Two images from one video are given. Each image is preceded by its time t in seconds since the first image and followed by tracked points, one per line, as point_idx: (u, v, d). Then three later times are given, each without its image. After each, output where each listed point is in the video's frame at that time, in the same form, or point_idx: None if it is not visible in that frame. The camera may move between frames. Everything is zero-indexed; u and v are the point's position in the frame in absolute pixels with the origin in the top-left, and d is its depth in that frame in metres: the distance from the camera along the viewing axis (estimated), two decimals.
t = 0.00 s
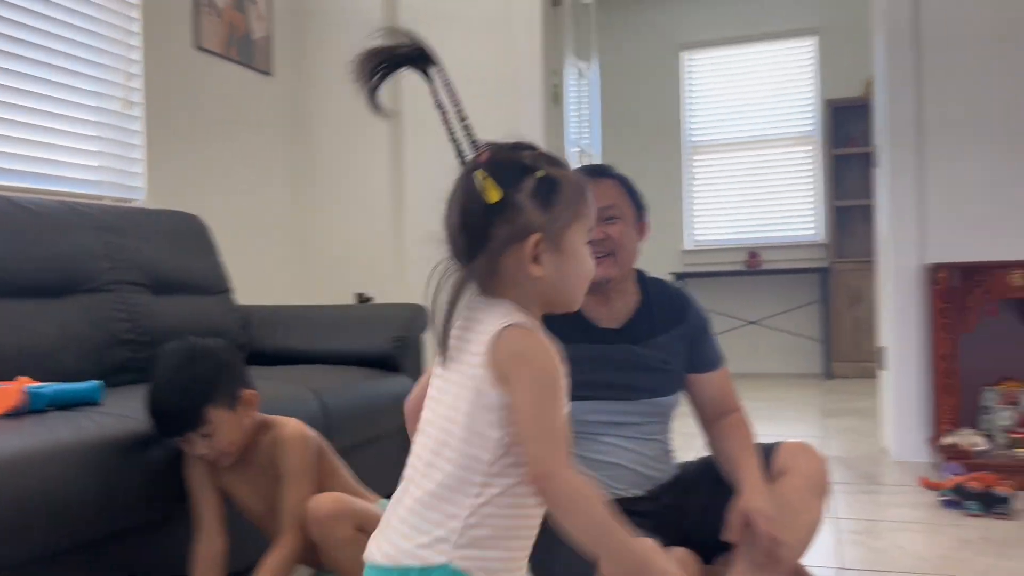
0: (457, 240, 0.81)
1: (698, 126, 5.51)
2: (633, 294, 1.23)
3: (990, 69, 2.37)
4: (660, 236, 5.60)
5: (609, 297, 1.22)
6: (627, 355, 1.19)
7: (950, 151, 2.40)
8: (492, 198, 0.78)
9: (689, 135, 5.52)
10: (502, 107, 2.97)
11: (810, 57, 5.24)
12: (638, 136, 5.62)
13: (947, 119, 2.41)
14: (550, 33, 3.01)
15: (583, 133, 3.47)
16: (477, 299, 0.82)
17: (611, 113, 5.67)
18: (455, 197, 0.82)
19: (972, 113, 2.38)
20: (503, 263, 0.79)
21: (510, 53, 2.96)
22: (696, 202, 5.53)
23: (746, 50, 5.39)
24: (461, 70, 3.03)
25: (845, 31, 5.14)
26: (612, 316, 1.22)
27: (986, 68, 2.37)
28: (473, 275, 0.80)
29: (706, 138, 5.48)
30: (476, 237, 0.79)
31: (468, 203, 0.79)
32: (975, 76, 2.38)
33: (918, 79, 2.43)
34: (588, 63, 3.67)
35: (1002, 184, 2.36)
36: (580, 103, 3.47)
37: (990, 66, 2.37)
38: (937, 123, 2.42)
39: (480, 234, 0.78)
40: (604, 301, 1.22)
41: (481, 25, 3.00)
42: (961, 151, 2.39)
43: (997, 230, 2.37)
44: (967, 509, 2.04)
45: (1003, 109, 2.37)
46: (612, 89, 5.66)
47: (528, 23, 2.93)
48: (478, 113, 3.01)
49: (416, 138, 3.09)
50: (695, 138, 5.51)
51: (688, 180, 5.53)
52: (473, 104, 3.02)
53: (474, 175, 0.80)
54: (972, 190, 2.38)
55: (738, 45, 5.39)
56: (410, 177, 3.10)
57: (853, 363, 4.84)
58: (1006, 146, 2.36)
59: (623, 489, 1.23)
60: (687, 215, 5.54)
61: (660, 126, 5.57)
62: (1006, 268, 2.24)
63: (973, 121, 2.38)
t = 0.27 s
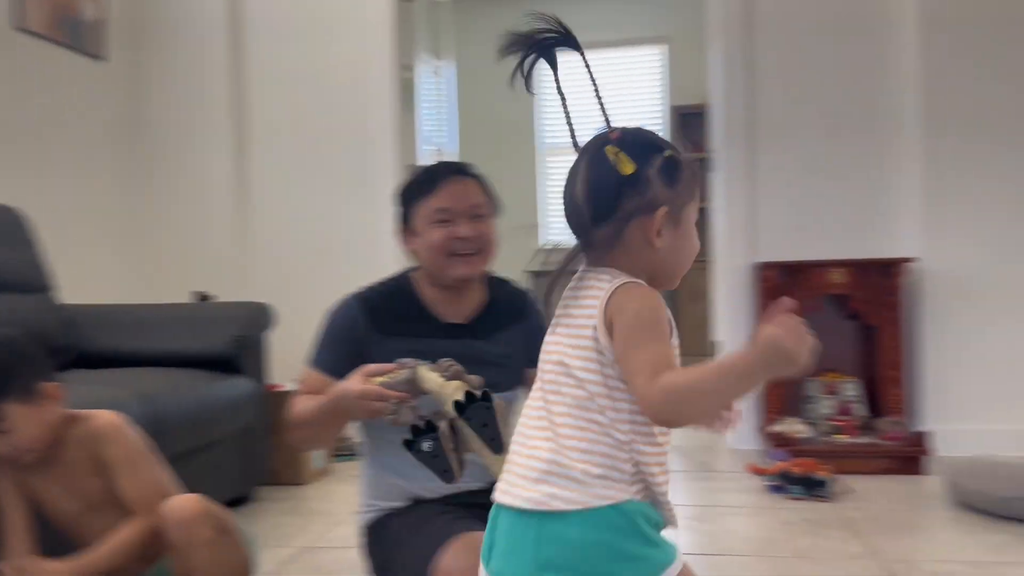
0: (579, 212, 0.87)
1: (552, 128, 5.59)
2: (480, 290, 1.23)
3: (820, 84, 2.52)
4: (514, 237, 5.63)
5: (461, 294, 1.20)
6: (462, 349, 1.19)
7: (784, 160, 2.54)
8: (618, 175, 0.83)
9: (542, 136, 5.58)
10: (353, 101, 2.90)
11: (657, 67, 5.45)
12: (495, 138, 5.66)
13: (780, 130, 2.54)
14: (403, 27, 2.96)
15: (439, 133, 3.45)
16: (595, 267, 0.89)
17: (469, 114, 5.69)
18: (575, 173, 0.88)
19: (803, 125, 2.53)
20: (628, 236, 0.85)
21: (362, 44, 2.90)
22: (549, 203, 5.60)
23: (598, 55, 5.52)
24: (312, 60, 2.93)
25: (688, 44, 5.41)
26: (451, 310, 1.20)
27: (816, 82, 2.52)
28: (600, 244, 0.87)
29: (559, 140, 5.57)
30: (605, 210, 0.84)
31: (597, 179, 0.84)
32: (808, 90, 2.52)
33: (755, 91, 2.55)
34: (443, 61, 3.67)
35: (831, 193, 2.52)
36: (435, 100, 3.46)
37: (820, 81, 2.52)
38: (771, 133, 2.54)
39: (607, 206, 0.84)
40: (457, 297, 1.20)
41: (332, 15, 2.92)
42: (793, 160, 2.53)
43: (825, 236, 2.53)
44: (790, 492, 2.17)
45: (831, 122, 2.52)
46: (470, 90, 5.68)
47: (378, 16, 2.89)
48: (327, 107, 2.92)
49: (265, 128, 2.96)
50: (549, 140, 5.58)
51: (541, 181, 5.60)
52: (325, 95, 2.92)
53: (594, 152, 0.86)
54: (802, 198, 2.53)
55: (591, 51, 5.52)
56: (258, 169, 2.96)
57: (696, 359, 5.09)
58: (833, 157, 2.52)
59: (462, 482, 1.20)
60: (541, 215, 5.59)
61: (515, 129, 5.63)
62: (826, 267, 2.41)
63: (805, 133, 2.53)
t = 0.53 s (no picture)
0: (671, 200, 1.18)
1: (405, 124, 5.51)
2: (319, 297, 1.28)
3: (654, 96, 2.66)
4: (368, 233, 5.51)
5: (301, 299, 1.24)
6: (294, 355, 1.23)
7: (620, 167, 2.63)
8: (704, 173, 1.15)
9: (394, 132, 5.51)
10: (186, 97, 2.83)
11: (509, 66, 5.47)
12: (346, 133, 5.49)
13: (615, 137, 2.63)
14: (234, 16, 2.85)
15: (277, 124, 3.38)
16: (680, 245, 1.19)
17: (320, 107, 5.49)
18: (665, 174, 1.19)
19: (637, 133, 2.63)
20: (712, 220, 1.16)
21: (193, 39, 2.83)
22: (402, 199, 5.52)
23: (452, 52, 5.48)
24: (136, 51, 2.81)
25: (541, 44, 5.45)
26: (285, 314, 1.24)
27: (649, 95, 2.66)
28: (687, 229, 1.18)
29: (412, 136, 5.51)
30: (696, 200, 1.16)
31: (689, 177, 1.16)
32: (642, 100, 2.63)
33: (588, 97, 2.62)
34: (281, 53, 3.59)
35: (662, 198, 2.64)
36: (271, 93, 3.34)
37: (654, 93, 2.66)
38: (608, 140, 2.63)
39: (697, 195, 1.16)
40: (297, 302, 1.24)
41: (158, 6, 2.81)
42: (628, 167, 2.64)
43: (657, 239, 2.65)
44: (622, 486, 2.26)
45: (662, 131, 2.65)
46: (320, 82, 5.49)
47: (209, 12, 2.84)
48: (156, 100, 2.82)
49: (86, 120, 2.80)
50: (401, 135, 5.51)
51: (393, 177, 5.52)
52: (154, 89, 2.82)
53: (677, 157, 1.18)
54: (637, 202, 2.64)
55: (445, 48, 5.47)
56: (81, 162, 2.81)
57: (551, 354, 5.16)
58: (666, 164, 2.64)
59: (295, 490, 1.26)
60: (393, 212, 5.51)
61: (367, 122, 5.48)
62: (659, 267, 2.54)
63: (639, 141, 2.63)
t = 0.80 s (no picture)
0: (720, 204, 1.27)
1: (254, 117, 5.30)
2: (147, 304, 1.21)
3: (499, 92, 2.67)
4: (215, 229, 5.26)
5: (132, 306, 1.18)
6: (120, 362, 1.16)
7: (465, 166, 2.66)
8: (752, 181, 1.26)
9: (243, 124, 5.28)
10: None
11: (362, 61, 5.39)
12: (189, 124, 5.18)
13: (460, 136, 2.65)
14: None
15: (101, 112, 3.19)
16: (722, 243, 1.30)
17: (161, 95, 5.15)
18: (709, 179, 1.27)
19: (482, 132, 2.66)
20: (756, 222, 1.28)
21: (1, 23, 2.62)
22: (251, 195, 5.32)
23: (302, 44, 5.32)
24: None
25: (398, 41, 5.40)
26: (109, 322, 1.16)
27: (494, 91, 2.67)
28: (731, 231, 1.29)
29: (262, 129, 5.31)
30: (740, 204, 1.26)
31: (735, 183, 1.25)
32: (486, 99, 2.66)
33: (425, 97, 2.62)
34: (104, 37, 3.35)
35: (506, 197, 2.69)
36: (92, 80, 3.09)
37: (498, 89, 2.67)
38: (453, 139, 2.64)
39: (744, 201, 1.26)
40: (128, 308, 1.17)
41: None
42: (473, 166, 2.66)
43: (502, 238, 2.70)
44: (465, 485, 2.27)
45: (506, 130, 2.68)
46: (161, 69, 5.16)
47: None
48: None
49: None
50: (250, 129, 5.30)
51: (242, 172, 5.29)
52: None
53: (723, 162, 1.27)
54: (482, 201, 2.67)
55: (295, 39, 5.29)
56: None
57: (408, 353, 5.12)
58: (509, 163, 2.69)
59: (102, 506, 1.17)
60: (241, 208, 5.29)
61: (213, 113, 5.21)
62: (504, 267, 2.59)
63: (484, 140, 2.66)
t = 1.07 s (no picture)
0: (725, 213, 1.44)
1: (116, 106, 5.02)
2: None
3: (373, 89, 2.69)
4: (73, 224, 4.96)
5: None
6: None
7: (340, 162, 2.66)
8: (751, 195, 1.43)
9: (104, 113, 4.99)
10: None
11: (232, 50, 5.19)
12: (44, 111, 4.88)
13: (334, 131, 2.66)
14: None
15: None
16: (718, 246, 1.47)
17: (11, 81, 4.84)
18: (714, 189, 1.44)
19: (357, 128, 2.68)
20: (748, 231, 1.45)
21: None
22: (113, 189, 5.04)
23: (167, 31, 5.08)
24: None
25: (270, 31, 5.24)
26: None
27: (368, 88, 2.69)
28: (730, 234, 1.45)
29: (124, 119, 5.03)
30: (740, 213, 1.43)
31: (736, 195, 1.43)
32: (359, 96, 2.68)
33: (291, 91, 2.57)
34: None
35: (382, 194, 2.70)
36: None
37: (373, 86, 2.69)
38: (326, 135, 2.65)
39: (744, 211, 1.43)
40: None
41: None
42: (348, 162, 2.67)
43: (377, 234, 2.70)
44: (331, 489, 2.21)
45: (380, 127, 2.70)
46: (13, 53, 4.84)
47: None
48: None
49: None
50: (112, 118, 5.01)
51: (102, 164, 5.00)
52: None
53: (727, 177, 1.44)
54: (356, 197, 2.68)
55: (160, 25, 5.05)
56: None
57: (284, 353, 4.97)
58: (384, 160, 2.70)
59: None
60: (102, 202, 5.00)
61: (70, 101, 4.92)
62: (377, 264, 2.53)
63: (358, 136, 2.68)
